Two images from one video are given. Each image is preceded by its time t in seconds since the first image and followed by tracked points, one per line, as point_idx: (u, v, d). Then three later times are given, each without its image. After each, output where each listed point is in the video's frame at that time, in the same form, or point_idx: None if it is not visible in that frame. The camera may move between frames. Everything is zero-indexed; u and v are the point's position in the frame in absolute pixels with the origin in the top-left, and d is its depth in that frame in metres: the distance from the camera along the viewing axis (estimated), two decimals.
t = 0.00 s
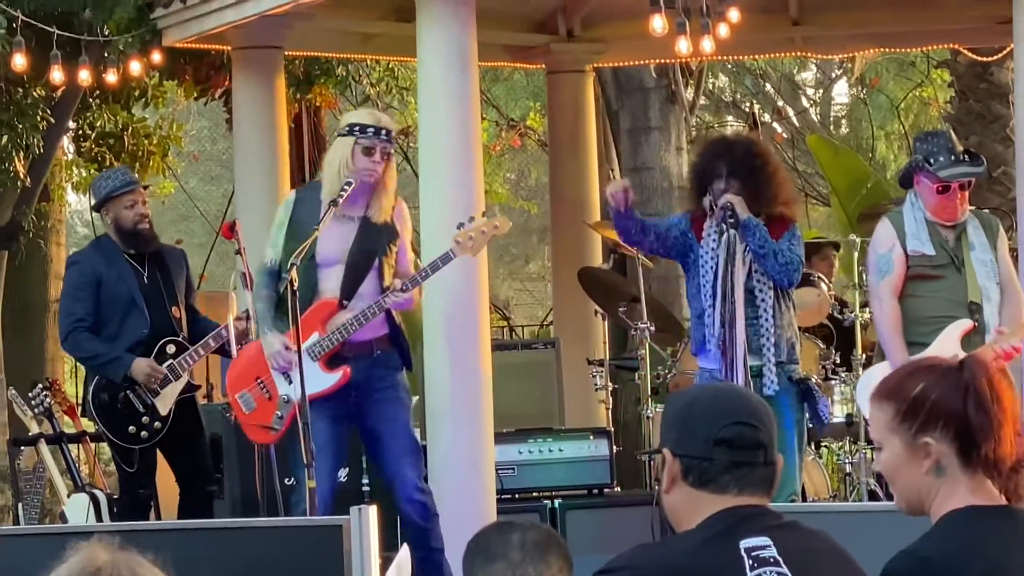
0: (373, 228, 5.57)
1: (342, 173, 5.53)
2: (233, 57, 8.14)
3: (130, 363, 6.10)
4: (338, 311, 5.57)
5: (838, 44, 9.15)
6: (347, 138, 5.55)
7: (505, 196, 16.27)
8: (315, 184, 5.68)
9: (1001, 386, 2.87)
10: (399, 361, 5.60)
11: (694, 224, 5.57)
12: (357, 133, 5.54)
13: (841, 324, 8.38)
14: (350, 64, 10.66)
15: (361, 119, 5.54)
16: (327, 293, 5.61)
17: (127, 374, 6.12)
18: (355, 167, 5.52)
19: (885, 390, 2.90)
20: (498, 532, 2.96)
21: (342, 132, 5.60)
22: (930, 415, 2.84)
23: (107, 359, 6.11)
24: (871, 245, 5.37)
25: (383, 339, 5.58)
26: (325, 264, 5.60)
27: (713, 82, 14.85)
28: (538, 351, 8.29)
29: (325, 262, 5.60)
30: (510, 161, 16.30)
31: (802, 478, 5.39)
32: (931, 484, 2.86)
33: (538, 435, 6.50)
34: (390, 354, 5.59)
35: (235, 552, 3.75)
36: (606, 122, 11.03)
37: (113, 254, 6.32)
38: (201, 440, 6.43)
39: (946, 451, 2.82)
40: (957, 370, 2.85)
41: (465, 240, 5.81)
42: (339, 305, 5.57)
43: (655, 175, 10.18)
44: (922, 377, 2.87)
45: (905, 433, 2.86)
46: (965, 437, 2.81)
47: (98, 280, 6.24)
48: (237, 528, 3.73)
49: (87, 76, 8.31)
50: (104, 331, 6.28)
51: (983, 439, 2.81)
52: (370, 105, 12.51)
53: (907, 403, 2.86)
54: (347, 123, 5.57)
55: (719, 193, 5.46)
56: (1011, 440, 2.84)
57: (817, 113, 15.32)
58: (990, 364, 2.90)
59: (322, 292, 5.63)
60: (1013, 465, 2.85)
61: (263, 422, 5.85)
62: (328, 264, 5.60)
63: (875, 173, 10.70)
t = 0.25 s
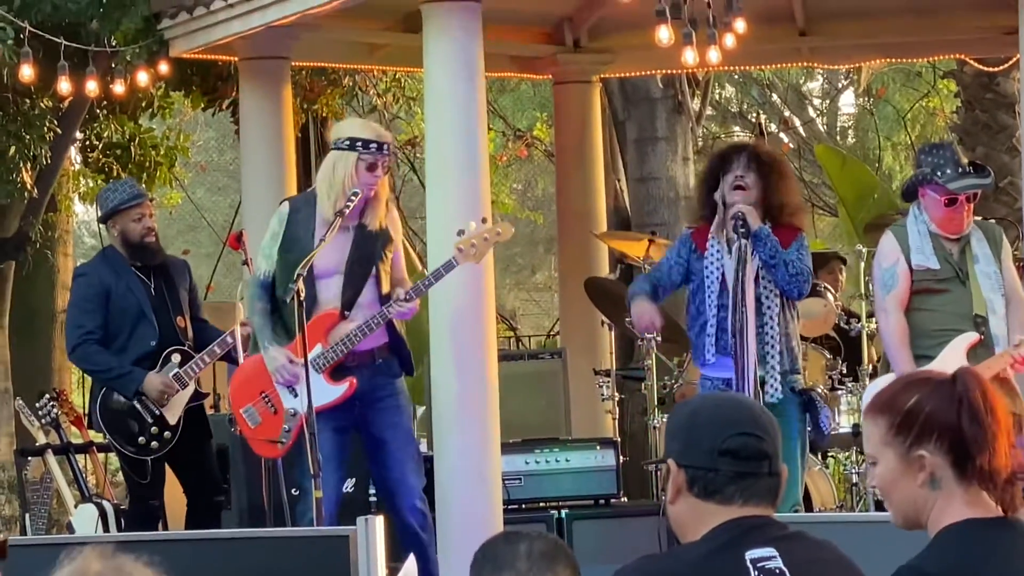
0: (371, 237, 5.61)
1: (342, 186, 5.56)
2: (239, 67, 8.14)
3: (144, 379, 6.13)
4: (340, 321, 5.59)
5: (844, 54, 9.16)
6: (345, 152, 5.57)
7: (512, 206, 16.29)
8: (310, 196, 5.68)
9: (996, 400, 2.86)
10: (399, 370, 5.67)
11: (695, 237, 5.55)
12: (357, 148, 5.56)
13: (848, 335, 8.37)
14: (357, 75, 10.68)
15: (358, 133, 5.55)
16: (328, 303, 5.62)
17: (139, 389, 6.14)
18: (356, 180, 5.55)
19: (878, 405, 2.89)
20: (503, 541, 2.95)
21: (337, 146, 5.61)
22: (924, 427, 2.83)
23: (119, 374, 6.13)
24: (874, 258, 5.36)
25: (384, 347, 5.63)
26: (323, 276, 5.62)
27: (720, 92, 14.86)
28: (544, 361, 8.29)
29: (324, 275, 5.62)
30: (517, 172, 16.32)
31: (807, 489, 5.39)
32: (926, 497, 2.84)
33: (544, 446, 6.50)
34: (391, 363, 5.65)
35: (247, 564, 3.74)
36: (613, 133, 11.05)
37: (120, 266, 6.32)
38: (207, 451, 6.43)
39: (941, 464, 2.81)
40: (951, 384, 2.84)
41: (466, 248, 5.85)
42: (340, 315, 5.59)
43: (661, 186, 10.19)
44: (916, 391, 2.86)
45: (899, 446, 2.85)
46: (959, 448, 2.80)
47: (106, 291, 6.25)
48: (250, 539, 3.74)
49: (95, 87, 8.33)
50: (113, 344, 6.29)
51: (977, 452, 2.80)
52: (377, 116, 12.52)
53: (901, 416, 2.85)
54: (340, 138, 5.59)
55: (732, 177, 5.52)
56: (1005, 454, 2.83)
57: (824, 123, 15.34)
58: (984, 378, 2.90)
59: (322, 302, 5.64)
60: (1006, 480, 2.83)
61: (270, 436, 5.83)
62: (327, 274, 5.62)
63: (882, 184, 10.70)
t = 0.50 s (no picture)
0: (388, 245, 5.59)
1: (358, 194, 5.54)
2: (245, 77, 8.15)
3: (147, 391, 6.12)
4: (359, 330, 5.56)
5: (850, 63, 9.15)
6: (359, 161, 5.56)
7: (518, 216, 16.30)
8: (326, 205, 5.66)
9: (986, 411, 2.83)
10: (416, 379, 5.62)
11: (700, 252, 5.56)
12: (370, 156, 5.55)
13: (854, 344, 8.36)
14: (363, 85, 10.70)
15: (371, 141, 5.55)
16: (345, 312, 5.59)
17: (141, 400, 6.14)
18: (372, 187, 5.54)
19: (868, 422, 2.87)
20: (509, 547, 2.93)
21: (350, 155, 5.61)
22: (914, 442, 2.80)
23: (122, 385, 6.13)
24: (878, 267, 5.36)
25: (402, 356, 5.59)
26: (340, 284, 5.59)
27: (725, 101, 14.86)
28: (550, 371, 8.29)
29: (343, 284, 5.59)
30: (523, 182, 16.33)
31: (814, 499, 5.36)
32: (920, 512, 2.82)
33: (550, 455, 6.50)
34: (409, 371, 5.61)
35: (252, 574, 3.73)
36: (618, 142, 11.05)
37: (126, 276, 6.30)
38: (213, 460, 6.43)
39: (933, 478, 2.78)
40: (939, 397, 2.82)
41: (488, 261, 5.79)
42: (359, 324, 5.55)
43: (667, 195, 10.19)
44: (904, 406, 2.84)
45: (890, 463, 2.82)
46: (950, 461, 2.77)
47: (113, 302, 6.23)
48: (253, 549, 3.70)
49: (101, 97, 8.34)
50: (119, 355, 6.28)
51: (968, 464, 2.77)
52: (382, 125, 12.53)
53: (890, 432, 2.82)
54: (354, 146, 5.58)
55: (738, 190, 5.49)
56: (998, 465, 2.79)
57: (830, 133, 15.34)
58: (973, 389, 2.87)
59: (339, 311, 5.61)
60: (1000, 492, 2.79)
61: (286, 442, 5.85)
62: (346, 283, 5.59)
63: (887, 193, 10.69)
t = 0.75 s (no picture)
0: (427, 259, 5.46)
1: (392, 207, 5.39)
2: (250, 87, 8.15)
3: (152, 403, 6.11)
4: (394, 343, 5.43)
5: (856, 73, 9.14)
6: (391, 175, 5.42)
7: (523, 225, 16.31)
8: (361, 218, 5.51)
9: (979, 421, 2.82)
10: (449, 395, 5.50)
11: (705, 259, 5.57)
12: (400, 168, 5.41)
13: (860, 353, 8.35)
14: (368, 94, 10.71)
15: (402, 153, 5.42)
16: (381, 326, 5.45)
17: (146, 411, 6.13)
18: (406, 201, 5.38)
19: (863, 436, 2.85)
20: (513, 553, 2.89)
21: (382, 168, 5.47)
22: (910, 456, 2.79)
23: (128, 396, 6.12)
24: (885, 276, 5.35)
25: (436, 370, 5.48)
26: (376, 297, 5.44)
27: (730, 110, 14.86)
28: (556, 380, 8.28)
29: (379, 298, 5.44)
30: (528, 191, 16.33)
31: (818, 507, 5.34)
32: (918, 526, 2.81)
33: (557, 464, 6.49)
34: (442, 387, 5.49)
35: None
36: (624, 151, 11.05)
37: (130, 285, 6.31)
38: (218, 470, 6.43)
39: (931, 492, 2.77)
40: (932, 410, 2.81)
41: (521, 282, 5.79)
42: (394, 337, 5.42)
43: (672, 205, 10.19)
44: (898, 419, 2.82)
45: (887, 477, 2.81)
46: (947, 474, 2.76)
47: (117, 312, 6.22)
48: (259, 557, 3.69)
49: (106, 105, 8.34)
50: (124, 366, 6.28)
51: (965, 476, 2.75)
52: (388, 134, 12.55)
53: (886, 447, 2.80)
54: (387, 159, 5.45)
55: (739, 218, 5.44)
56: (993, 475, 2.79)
57: (835, 142, 15.35)
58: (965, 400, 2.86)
59: (374, 325, 5.46)
60: (995, 501, 2.79)
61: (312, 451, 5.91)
62: (381, 297, 5.44)
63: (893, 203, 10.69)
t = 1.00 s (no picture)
0: (448, 266, 5.47)
1: (412, 215, 5.42)
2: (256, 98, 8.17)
3: (155, 411, 6.13)
4: (413, 352, 5.42)
5: (860, 84, 9.15)
6: (411, 183, 5.44)
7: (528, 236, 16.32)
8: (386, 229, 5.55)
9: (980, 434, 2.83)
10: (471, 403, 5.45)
11: (711, 271, 5.60)
12: (419, 175, 5.44)
13: (865, 364, 8.34)
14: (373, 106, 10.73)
15: (421, 161, 5.45)
16: (401, 334, 5.45)
17: (149, 420, 6.14)
18: (425, 208, 5.40)
19: (864, 448, 2.85)
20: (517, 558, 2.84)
21: (403, 177, 5.49)
22: (911, 468, 2.79)
23: (130, 406, 6.12)
24: (889, 286, 5.36)
25: (456, 379, 5.44)
26: (397, 305, 5.45)
27: (735, 121, 14.87)
28: (561, 392, 8.26)
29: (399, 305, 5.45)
30: (534, 202, 16.34)
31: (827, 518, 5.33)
32: (918, 537, 2.81)
33: (563, 474, 6.51)
34: (463, 396, 5.45)
35: None
36: (629, 161, 11.06)
37: (138, 295, 6.32)
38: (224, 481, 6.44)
39: (932, 503, 2.77)
40: (935, 422, 2.81)
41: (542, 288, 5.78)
42: (414, 345, 5.42)
43: (677, 216, 10.19)
44: (900, 431, 2.83)
45: (888, 489, 2.81)
46: (948, 486, 2.76)
47: (124, 321, 6.24)
48: (264, 568, 3.70)
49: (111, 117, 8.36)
50: (129, 374, 6.28)
51: (965, 488, 2.75)
52: (393, 145, 12.57)
53: (888, 458, 2.80)
54: (408, 167, 5.48)
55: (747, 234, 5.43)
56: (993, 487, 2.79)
57: (840, 153, 15.35)
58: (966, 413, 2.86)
59: (395, 333, 5.46)
60: (996, 514, 2.79)
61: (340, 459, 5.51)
62: (402, 305, 5.45)
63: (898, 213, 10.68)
